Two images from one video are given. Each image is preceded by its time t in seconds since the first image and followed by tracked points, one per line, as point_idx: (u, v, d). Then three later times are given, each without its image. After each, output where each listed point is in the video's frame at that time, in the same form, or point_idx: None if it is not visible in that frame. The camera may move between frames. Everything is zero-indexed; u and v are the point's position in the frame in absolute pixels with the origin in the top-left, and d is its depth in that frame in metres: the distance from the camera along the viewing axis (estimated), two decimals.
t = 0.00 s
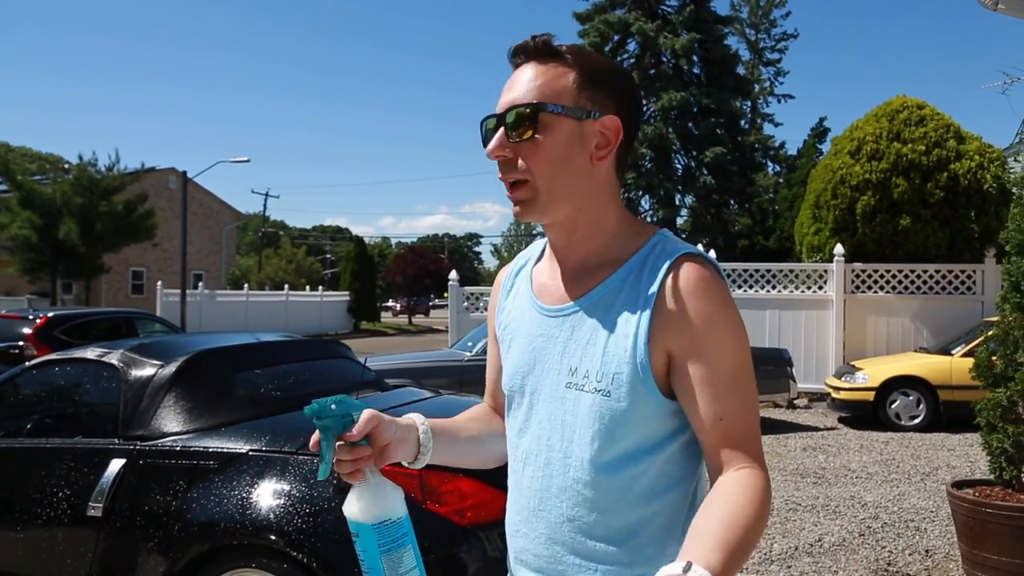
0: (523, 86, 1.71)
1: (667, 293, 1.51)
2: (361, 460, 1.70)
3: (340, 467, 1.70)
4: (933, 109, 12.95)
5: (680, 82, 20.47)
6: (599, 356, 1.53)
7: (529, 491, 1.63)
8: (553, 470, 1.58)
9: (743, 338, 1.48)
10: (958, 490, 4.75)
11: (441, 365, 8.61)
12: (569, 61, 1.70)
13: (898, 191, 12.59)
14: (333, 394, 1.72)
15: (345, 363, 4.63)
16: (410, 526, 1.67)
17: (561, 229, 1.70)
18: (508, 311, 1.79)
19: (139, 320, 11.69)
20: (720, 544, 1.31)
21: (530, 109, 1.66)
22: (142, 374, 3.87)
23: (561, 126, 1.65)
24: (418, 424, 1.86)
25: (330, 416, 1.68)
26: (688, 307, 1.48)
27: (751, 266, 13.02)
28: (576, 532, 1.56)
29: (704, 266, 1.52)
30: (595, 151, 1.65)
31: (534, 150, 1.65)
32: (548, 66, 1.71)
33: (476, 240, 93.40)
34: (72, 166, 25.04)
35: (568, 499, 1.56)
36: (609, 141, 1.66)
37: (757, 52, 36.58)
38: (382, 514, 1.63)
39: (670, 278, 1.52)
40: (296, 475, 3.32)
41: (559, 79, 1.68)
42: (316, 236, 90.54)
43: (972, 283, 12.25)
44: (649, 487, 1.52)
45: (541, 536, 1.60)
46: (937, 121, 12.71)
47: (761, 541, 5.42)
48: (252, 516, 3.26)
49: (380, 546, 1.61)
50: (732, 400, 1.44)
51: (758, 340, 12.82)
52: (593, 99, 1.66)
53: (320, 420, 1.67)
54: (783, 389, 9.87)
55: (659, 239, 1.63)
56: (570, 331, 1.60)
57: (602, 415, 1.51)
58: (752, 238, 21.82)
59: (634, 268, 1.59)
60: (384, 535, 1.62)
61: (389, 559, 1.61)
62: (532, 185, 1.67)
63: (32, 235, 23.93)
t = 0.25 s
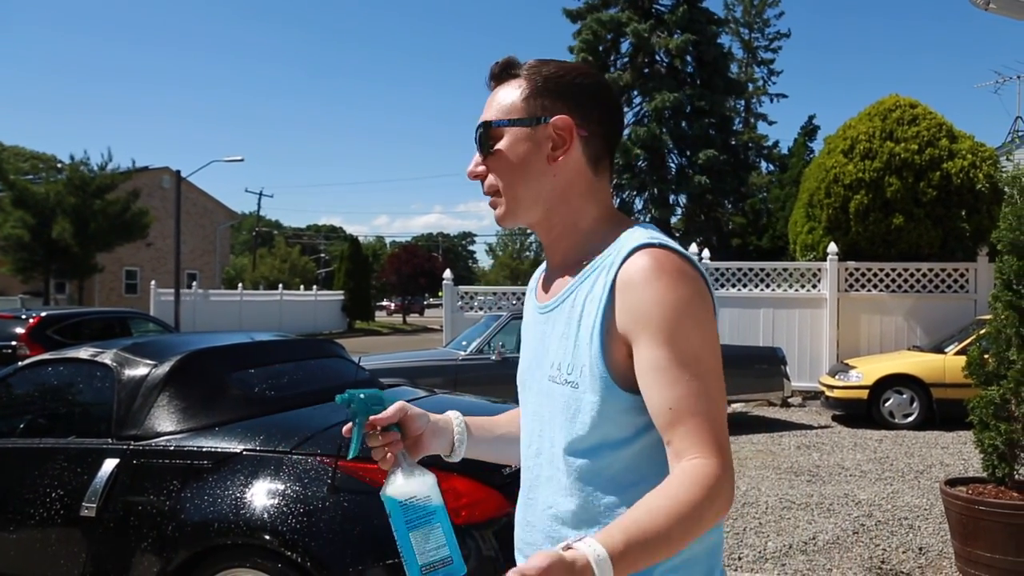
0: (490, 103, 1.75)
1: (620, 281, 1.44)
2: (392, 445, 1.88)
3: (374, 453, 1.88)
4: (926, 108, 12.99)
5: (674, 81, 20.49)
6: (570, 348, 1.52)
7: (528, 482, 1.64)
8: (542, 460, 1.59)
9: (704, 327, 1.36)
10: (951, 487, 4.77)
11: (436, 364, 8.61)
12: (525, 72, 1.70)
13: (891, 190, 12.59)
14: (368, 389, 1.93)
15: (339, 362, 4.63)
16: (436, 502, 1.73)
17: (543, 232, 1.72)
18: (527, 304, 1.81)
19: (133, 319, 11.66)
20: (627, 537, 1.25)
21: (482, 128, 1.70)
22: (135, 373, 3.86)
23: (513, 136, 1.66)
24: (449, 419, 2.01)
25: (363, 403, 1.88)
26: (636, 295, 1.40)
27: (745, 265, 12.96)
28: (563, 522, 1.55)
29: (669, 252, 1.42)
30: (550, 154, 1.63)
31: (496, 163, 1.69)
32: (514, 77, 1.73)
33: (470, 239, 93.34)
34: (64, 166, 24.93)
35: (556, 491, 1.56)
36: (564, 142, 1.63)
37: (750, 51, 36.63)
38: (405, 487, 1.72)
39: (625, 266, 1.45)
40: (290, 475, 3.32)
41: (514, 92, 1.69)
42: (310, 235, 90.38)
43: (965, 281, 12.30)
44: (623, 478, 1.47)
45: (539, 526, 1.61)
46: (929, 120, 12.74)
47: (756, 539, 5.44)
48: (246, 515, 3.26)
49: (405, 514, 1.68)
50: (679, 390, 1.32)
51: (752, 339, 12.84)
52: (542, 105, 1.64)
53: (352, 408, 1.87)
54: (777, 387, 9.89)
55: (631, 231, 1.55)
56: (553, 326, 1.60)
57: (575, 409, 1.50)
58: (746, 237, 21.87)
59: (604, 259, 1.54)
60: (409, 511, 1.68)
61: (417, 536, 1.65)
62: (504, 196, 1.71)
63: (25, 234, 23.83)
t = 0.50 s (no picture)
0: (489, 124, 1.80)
1: (600, 279, 1.46)
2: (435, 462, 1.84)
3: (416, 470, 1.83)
4: (924, 108, 13.00)
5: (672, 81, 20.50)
6: (564, 346, 1.53)
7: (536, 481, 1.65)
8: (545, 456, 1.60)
9: (675, 323, 1.36)
10: (950, 488, 4.78)
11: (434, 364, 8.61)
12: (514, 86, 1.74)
13: (889, 190, 12.60)
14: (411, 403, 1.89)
15: (338, 361, 4.63)
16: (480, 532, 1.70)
17: (544, 240, 1.74)
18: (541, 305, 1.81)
19: (131, 319, 11.66)
20: (554, 515, 1.32)
21: (477, 148, 1.76)
22: (135, 373, 3.86)
23: (501, 152, 1.71)
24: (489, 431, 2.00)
25: (408, 420, 1.84)
26: (614, 291, 1.42)
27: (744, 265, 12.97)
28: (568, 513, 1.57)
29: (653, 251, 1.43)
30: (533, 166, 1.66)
31: (490, 179, 1.74)
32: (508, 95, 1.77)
33: (468, 239, 93.35)
34: (63, 166, 24.91)
35: (558, 485, 1.57)
36: (545, 152, 1.64)
37: (748, 51, 36.67)
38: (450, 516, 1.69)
39: (607, 263, 1.46)
40: (289, 475, 3.33)
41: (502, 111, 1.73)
42: (308, 235, 90.39)
43: (964, 282, 12.31)
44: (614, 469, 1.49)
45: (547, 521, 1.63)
46: (928, 120, 12.76)
47: (755, 540, 5.45)
48: (245, 515, 3.25)
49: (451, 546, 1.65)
50: (642, 382, 1.34)
51: (750, 339, 12.85)
52: (525, 118, 1.67)
53: (400, 427, 1.83)
54: (776, 388, 9.90)
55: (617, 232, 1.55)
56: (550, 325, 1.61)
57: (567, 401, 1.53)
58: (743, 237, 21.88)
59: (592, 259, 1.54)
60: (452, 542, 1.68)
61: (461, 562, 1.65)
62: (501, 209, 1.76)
63: (24, 235, 23.80)
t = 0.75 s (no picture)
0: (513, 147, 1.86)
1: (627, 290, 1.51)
2: (471, 455, 1.94)
3: (453, 463, 1.94)
4: (932, 108, 12.96)
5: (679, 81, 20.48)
6: (593, 354, 1.57)
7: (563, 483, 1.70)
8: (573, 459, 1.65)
9: (696, 335, 1.41)
10: (959, 490, 4.76)
11: (441, 364, 8.62)
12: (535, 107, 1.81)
13: (897, 190, 12.59)
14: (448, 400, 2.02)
15: (344, 362, 4.63)
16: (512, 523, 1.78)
17: (570, 253, 1.78)
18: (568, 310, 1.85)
19: (139, 319, 11.70)
20: (576, 514, 1.45)
21: (501, 168, 1.82)
22: (143, 372, 3.87)
23: (524, 170, 1.76)
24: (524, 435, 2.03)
25: (444, 414, 1.97)
26: (637, 302, 1.47)
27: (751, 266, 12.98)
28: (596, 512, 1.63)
29: (680, 262, 1.48)
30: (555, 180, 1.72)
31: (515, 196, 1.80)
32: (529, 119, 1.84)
33: (474, 239, 93.42)
34: (71, 166, 25.00)
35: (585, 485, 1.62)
36: (566, 165, 1.70)
37: (755, 51, 36.60)
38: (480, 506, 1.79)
39: (635, 273, 1.51)
40: (296, 474, 3.33)
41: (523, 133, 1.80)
42: (315, 235, 90.49)
43: (972, 283, 12.26)
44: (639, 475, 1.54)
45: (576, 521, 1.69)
46: (936, 120, 12.72)
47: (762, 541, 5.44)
48: (252, 514, 3.26)
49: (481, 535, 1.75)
50: (658, 392, 1.41)
51: (757, 340, 12.84)
52: (546, 136, 1.74)
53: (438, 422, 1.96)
54: (783, 389, 9.87)
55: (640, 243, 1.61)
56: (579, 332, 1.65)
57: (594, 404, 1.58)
58: (750, 237, 21.85)
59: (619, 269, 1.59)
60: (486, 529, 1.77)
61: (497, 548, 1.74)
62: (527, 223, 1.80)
63: (32, 234, 23.89)
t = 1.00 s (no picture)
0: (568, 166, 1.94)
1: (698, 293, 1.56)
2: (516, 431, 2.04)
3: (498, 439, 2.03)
4: (940, 108, 12.91)
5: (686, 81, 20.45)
6: (659, 353, 1.63)
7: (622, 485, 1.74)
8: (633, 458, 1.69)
9: (767, 336, 1.47)
10: (966, 491, 4.75)
11: (447, 364, 8.63)
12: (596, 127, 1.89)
13: (904, 191, 12.52)
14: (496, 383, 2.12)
15: (351, 362, 4.64)
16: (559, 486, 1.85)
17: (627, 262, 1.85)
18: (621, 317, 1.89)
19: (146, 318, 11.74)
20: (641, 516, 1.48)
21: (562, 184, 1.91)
22: (149, 372, 3.88)
23: (584, 186, 1.84)
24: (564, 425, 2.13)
25: (490, 392, 2.07)
26: (706, 302, 1.53)
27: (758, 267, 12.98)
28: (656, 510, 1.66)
29: (750, 269, 1.54)
30: (612, 195, 1.79)
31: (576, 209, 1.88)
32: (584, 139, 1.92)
33: (481, 239, 93.43)
34: (78, 166, 25.08)
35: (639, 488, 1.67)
36: (622, 181, 1.78)
37: (762, 51, 36.51)
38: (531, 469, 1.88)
39: (705, 276, 1.57)
40: (302, 474, 3.34)
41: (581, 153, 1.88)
42: (321, 235, 90.60)
43: (980, 283, 12.22)
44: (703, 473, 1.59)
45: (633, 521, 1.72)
46: (944, 121, 12.68)
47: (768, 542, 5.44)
48: (258, 514, 3.26)
49: (532, 491, 1.81)
50: (727, 388, 1.46)
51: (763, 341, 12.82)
52: (604, 153, 1.81)
53: (486, 395, 2.07)
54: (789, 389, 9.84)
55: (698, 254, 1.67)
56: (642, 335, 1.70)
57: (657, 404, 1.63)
58: (757, 238, 21.80)
59: (684, 274, 1.65)
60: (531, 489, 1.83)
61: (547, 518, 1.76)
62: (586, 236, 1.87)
63: (39, 234, 24.00)
